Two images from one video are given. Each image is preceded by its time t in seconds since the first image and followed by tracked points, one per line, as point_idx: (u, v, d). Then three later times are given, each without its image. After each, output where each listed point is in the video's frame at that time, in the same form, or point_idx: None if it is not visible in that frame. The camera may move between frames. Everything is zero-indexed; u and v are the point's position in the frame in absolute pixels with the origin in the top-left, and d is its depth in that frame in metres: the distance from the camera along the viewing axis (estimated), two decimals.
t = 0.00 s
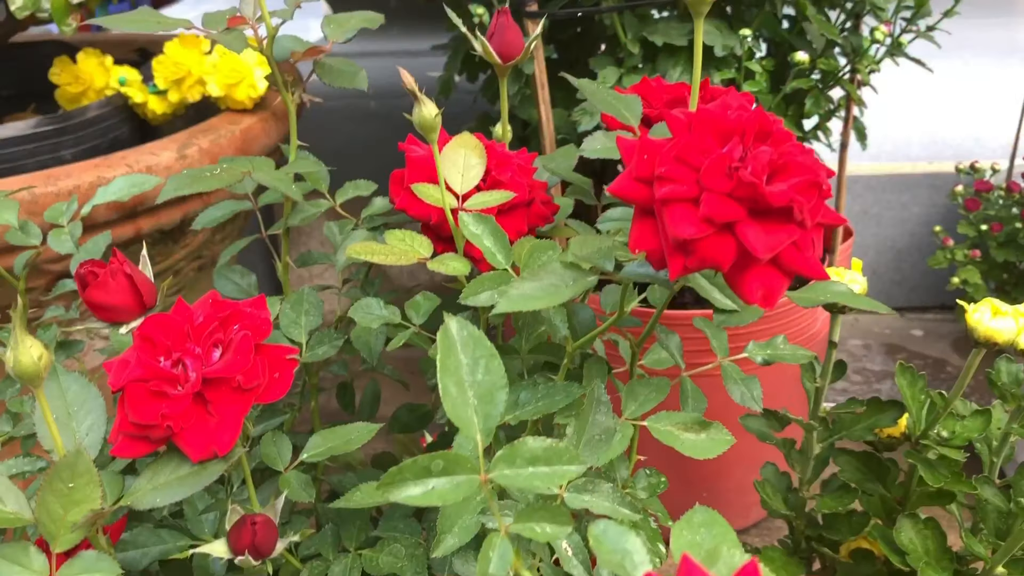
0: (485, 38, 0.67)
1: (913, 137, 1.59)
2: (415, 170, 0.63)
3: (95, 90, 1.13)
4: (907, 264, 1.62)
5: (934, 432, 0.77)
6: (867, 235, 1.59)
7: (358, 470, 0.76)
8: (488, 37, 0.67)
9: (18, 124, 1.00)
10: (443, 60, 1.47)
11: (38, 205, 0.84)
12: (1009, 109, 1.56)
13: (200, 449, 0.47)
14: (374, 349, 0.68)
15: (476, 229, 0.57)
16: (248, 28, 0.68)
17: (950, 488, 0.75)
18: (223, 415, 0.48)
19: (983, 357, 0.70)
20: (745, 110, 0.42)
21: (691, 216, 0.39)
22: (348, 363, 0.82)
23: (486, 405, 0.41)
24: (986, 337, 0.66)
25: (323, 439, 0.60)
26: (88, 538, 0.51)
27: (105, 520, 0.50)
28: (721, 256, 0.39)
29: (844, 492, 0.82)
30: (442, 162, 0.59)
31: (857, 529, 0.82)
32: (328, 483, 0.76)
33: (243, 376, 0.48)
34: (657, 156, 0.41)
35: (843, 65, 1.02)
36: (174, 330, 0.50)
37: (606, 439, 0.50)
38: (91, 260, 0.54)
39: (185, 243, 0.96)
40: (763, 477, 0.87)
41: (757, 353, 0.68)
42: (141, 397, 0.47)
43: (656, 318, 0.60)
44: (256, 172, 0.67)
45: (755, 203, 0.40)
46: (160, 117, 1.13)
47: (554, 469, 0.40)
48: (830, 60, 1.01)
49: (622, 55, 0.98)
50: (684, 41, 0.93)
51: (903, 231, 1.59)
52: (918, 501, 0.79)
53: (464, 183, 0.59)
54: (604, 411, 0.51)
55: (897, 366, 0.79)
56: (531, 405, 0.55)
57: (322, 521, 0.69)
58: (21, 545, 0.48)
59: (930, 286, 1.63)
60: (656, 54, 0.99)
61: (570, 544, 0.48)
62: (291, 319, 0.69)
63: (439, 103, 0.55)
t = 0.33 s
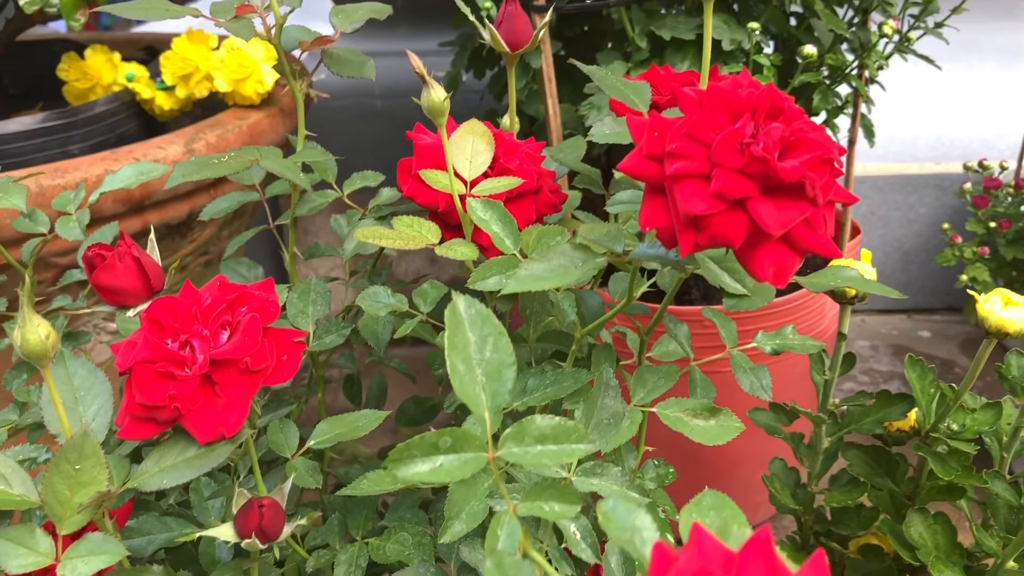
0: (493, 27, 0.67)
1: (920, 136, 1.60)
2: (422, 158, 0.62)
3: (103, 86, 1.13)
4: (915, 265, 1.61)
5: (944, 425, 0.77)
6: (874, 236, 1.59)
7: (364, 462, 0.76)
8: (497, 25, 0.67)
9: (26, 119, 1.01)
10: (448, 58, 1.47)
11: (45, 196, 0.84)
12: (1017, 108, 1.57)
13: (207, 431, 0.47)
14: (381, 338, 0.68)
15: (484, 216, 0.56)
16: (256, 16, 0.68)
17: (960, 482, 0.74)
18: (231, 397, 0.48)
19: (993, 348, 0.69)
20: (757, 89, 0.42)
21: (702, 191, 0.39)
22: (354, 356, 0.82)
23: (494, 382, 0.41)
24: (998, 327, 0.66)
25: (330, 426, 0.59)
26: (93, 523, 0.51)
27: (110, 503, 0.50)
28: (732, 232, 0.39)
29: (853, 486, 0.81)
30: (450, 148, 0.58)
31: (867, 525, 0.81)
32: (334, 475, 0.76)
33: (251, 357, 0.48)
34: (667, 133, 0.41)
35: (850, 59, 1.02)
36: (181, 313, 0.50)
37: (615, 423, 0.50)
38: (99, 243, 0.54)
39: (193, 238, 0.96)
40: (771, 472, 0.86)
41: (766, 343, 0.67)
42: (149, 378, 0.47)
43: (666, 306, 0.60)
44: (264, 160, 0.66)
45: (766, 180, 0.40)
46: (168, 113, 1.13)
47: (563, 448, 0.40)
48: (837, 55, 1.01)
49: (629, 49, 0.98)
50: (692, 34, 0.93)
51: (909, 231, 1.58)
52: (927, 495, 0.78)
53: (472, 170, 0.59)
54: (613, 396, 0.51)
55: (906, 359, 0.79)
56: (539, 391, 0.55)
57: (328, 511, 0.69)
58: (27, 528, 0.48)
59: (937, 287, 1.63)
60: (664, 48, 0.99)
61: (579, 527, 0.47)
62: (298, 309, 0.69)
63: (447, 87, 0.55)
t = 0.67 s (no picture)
0: (502, 26, 0.67)
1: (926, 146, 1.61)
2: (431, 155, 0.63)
3: (113, 90, 1.14)
4: (921, 274, 1.60)
5: (952, 427, 0.76)
6: (879, 244, 1.58)
7: (370, 463, 0.76)
8: (505, 24, 0.67)
9: (36, 121, 1.01)
10: (456, 66, 1.48)
11: (55, 197, 0.85)
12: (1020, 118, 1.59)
13: (216, 421, 0.47)
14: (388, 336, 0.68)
15: (492, 211, 0.57)
16: (266, 15, 0.68)
17: (968, 484, 0.74)
18: (239, 388, 0.48)
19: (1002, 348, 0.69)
20: (766, 79, 0.43)
21: (712, 179, 0.39)
22: (361, 357, 0.82)
23: (504, 370, 0.41)
24: (1007, 327, 0.66)
25: (337, 422, 0.59)
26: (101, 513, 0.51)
27: (119, 494, 0.50)
28: (741, 220, 0.39)
29: (860, 489, 0.81)
30: (459, 145, 0.59)
31: (873, 528, 0.81)
32: (340, 476, 0.76)
33: (261, 349, 0.48)
34: (676, 122, 0.41)
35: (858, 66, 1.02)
36: (190, 305, 0.50)
37: (623, 417, 0.50)
38: (109, 236, 0.54)
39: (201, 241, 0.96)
40: (778, 475, 0.86)
41: (773, 342, 0.67)
42: (159, 369, 0.47)
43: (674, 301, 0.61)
44: (273, 158, 0.67)
45: (775, 168, 0.40)
46: (176, 117, 1.14)
47: (573, 436, 0.40)
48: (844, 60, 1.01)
49: (637, 53, 0.98)
50: (700, 38, 0.93)
51: (916, 240, 1.57)
52: (935, 498, 0.78)
53: (480, 167, 0.59)
54: (621, 389, 0.51)
55: (914, 361, 0.78)
56: (547, 387, 0.55)
57: (334, 510, 0.69)
58: (36, 519, 0.48)
59: (943, 297, 1.62)
60: (671, 53, 1.00)
61: (587, 519, 0.47)
62: (307, 307, 0.69)
63: (456, 82, 0.55)
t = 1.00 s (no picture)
0: (509, 33, 0.68)
1: (929, 160, 1.61)
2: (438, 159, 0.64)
3: (123, 99, 1.16)
4: (924, 287, 1.61)
5: (953, 433, 0.77)
6: (883, 257, 1.58)
7: (375, 465, 0.76)
8: (512, 31, 0.68)
9: (48, 129, 1.03)
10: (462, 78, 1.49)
11: (66, 202, 0.86)
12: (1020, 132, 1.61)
13: (226, 414, 0.48)
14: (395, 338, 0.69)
15: (498, 213, 0.58)
16: (277, 22, 0.70)
17: (969, 489, 0.74)
18: (250, 382, 0.49)
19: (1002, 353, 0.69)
20: (768, 81, 0.43)
21: (714, 177, 0.40)
22: (367, 361, 0.83)
23: (510, 363, 0.42)
24: (1007, 331, 0.66)
25: (345, 421, 0.60)
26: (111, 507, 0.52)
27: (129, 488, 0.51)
28: (744, 217, 0.40)
29: (862, 495, 0.81)
30: (466, 148, 0.60)
31: (876, 535, 0.80)
32: (345, 479, 0.76)
33: (271, 344, 0.49)
34: (680, 123, 0.42)
35: (860, 77, 1.03)
36: (202, 301, 0.51)
37: (626, 414, 0.51)
38: (122, 234, 0.55)
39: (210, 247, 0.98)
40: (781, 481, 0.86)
41: (776, 346, 0.68)
42: (170, 364, 0.47)
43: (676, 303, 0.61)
44: (283, 162, 0.68)
45: (777, 166, 0.41)
46: (186, 126, 1.15)
47: (577, 428, 0.41)
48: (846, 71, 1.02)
49: (641, 64, 1.00)
50: (703, 49, 0.94)
51: (919, 253, 1.58)
52: (937, 504, 0.78)
53: (487, 170, 0.60)
54: (625, 386, 0.52)
55: (915, 368, 0.79)
56: (552, 386, 0.56)
57: (340, 511, 0.69)
58: (48, 512, 0.49)
59: (946, 310, 1.63)
60: (674, 64, 1.01)
61: (590, 514, 0.48)
62: (314, 310, 0.70)
63: (464, 87, 0.56)
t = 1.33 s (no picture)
0: (514, 50, 0.70)
1: (928, 177, 1.63)
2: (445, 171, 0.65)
3: (134, 116, 1.18)
4: (924, 304, 1.62)
5: (950, 442, 0.78)
6: (883, 274, 1.60)
7: (381, 473, 0.77)
8: (516, 47, 0.70)
9: (61, 144, 1.05)
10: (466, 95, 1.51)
11: (79, 214, 0.88)
12: (1019, 151, 1.62)
13: (239, 416, 0.49)
14: (402, 347, 0.70)
15: (503, 224, 0.59)
16: (289, 39, 0.72)
17: (967, 497, 0.75)
18: (262, 386, 0.50)
19: (997, 363, 0.71)
20: (764, 94, 0.45)
21: (713, 185, 0.41)
22: (374, 372, 0.84)
23: (515, 364, 0.43)
24: (1000, 341, 0.68)
25: (353, 426, 0.61)
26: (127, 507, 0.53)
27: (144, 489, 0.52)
28: (740, 224, 0.41)
29: (861, 505, 0.82)
30: (472, 161, 0.61)
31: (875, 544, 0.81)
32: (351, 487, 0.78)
33: (283, 349, 0.51)
34: (679, 133, 0.44)
35: (858, 95, 1.05)
36: (216, 307, 0.52)
37: (627, 417, 0.52)
38: (138, 243, 0.56)
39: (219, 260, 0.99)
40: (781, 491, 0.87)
41: (775, 355, 0.69)
42: (185, 368, 0.49)
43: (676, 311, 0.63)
44: (293, 174, 0.70)
45: (773, 175, 0.42)
46: (195, 142, 1.17)
47: (580, 427, 0.42)
48: (844, 88, 1.04)
49: (642, 81, 1.01)
50: (703, 67, 0.96)
51: (918, 270, 1.59)
52: (935, 513, 0.79)
53: (492, 182, 0.62)
54: (626, 391, 0.53)
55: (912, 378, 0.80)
56: (555, 390, 0.57)
57: (346, 517, 0.70)
58: (66, 511, 0.50)
59: (946, 326, 1.64)
60: (675, 81, 1.03)
61: (593, 514, 0.49)
62: (323, 319, 0.72)
63: (470, 101, 0.58)
